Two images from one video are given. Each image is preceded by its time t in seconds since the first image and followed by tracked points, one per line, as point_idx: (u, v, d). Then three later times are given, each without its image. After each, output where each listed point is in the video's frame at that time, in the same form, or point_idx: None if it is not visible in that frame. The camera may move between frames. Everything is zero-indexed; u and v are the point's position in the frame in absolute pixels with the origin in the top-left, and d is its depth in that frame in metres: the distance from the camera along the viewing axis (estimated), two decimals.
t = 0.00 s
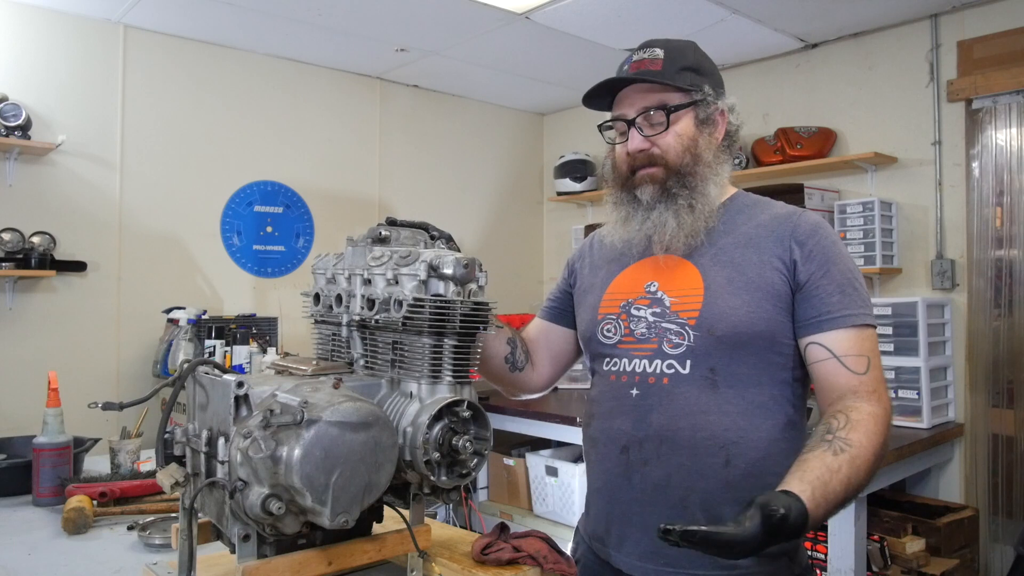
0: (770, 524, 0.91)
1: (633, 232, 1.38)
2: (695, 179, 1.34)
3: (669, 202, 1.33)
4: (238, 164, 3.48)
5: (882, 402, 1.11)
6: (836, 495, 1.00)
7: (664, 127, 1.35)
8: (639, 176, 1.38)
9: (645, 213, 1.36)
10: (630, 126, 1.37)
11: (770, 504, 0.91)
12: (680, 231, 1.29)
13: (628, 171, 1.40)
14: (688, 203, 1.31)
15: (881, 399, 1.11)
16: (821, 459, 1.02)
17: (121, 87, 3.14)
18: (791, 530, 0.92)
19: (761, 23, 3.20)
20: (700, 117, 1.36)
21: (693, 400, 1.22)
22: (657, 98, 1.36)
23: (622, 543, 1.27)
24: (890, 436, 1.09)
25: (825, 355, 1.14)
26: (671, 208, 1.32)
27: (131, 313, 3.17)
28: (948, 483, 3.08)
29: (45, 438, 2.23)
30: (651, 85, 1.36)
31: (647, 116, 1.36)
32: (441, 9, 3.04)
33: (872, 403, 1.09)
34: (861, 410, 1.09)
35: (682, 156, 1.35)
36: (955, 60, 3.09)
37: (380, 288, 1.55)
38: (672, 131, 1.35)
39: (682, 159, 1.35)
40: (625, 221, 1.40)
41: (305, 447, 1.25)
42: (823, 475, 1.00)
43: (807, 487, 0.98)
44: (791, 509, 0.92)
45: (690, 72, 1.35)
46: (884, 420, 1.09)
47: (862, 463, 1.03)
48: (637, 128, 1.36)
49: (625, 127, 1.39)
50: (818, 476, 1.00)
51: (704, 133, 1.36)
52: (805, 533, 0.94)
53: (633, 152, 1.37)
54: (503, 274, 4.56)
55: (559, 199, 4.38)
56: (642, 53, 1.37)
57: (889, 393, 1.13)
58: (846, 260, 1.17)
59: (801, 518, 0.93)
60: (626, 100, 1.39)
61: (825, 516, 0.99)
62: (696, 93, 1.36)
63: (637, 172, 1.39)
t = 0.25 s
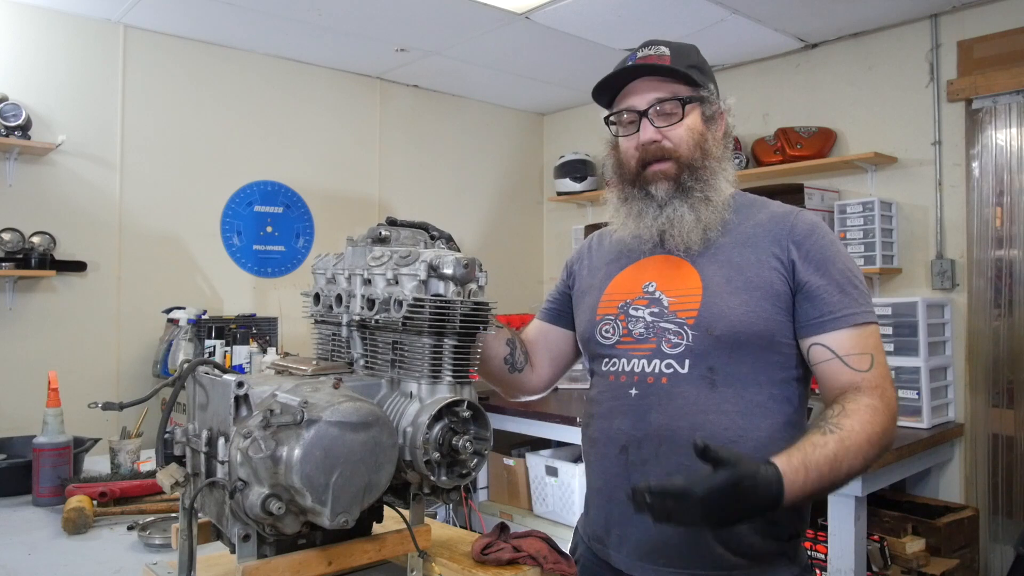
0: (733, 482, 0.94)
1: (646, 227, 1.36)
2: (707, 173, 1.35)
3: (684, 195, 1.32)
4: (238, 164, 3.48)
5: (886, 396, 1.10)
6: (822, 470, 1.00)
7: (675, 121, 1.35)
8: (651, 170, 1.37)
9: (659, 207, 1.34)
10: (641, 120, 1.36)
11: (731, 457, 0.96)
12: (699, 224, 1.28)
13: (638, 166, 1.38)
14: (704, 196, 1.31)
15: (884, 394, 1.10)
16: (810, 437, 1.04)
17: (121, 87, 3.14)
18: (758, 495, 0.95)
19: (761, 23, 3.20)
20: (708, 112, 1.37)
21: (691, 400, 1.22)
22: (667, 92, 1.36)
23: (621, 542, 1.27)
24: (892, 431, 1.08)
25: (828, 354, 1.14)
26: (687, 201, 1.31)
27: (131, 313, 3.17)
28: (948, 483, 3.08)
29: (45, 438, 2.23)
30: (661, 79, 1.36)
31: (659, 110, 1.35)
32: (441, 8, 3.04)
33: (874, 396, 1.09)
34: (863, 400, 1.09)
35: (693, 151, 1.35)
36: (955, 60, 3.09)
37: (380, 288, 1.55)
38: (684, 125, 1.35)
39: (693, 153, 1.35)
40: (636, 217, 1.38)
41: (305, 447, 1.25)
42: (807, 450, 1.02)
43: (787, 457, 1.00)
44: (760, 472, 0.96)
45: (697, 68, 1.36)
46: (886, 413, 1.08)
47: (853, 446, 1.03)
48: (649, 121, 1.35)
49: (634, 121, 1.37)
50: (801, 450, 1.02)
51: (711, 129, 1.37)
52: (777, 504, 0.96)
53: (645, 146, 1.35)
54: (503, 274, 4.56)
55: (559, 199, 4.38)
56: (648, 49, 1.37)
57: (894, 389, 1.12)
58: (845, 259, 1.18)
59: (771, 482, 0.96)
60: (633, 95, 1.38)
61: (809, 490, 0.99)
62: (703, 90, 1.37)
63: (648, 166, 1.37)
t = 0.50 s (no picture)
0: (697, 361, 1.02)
1: (641, 225, 1.36)
2: (705, 173, 1.35)
3: (681, 195, 1.32)
4: (238, 164, 3.48)
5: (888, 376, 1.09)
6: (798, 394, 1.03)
7: (675, 121, 1.35)
8: (648, 169, 1.37)
9: (655, 205, 1.34)
10: (641, 118, 1.36)
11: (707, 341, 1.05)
12: (693, 224, 1.29)
13: (636, 164, 1.39)
14: (700, 196, 1.31)
15: (887, 378, 1.09)
16: (806, 371, 1.06)
17: (121, 87, 3.14)
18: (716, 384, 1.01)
19: (761, 23, 3.20)
20: (708, 113, 1.37)
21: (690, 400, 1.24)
22: (668, 92, 1.36)
23: (619, 542, 1.28)
24: (888, 417, 1.07)
25: (828, 348, 1.13)
26: (683, 201, 1.31)
27: (131, 313, 3.17)
28: (948, 483, 3.08)
29: (45, 438, 2.23)
30: (664, 78, 1.35)
31: (659, 109, 1.35)
32: (441, 8, 3.04)
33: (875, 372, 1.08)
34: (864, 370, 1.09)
35: (692, 151, 1.35)
36: (955, 60, 3.09)
37: (380, 288, 1.55)
38: (683, 125, 1.35)
39: (691, 154, 1.35)
40: (632, 215, 1.38)
41: (305, 447, 1.25)
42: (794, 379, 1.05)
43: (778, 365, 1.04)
44: (733, 365, 1.02)
45: (700, 69, 1.36)
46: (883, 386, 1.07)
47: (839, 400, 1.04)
48: (649, 120, 1.35)
49: (634, 120, 1.38)
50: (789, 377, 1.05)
51: (711, 130, 1.37)
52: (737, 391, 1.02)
53: (644, 144, 1.36)
54: (503, 274, 4.56)
55: (559, 199, 4.38)
56: (652, 47, 1.36)
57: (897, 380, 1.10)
58: (845, 258, 1.18)
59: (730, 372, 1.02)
60: (634, 93, 1.38)
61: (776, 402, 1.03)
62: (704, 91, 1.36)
63: (645, 165, 1.38)
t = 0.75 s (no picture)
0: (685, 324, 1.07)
1: (635, 228, 1.38)
2: (697, 176, 1.35)
3: (673, 198, 1.33)
4: (238, 164, 3.48)
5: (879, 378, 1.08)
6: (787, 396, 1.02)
7: (667, 124, 1.35)
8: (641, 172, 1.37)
9: (647, 209, 1.36)
10: (634, 122, 1.37)
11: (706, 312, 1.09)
12: (685, 227, 1.30)
13: (630, 167, 1.39)
14: (692, 199, 1.31)
15: (879, 378, 1.08)
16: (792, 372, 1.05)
17: (121, 87, 3.15)
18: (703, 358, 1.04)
19: (761, 23, 3.20)
20: (701, 116, 1.37)
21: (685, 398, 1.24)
22: (660, 95, 1.36)
23: (618, 541, 1.28)
24: (878, 414, 1.06)
25: (819, 347, 1.13)
26: (675, 204, 1.32)
27: (131, 313, 3.17)
28: (948, 484, 3.08)
29: (45, 438, 2.23)
30: (657, 81, 1.36)
31: (651, 113, 1.35)
32: (441, 8, 3.04)
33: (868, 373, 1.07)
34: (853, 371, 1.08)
35: (684, 154, 1.36)
36: (955, 60, 3.09)
37: (380, 288, 1.55)
38: (676, 129, 1.35)
39: (683, 157, 1.36)
40: (626, 217, 1.39)
41: (305, 447, 1.25)
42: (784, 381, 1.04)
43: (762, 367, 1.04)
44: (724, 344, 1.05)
45: (692, 71, 1.36)
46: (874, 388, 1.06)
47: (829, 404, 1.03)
48: (642, 124, 1.36)
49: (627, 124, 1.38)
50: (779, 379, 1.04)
51: (704, 132, 1.37)
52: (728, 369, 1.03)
53: (636, 148, 1.36)
54: (503, 274, 4.56)
55: (559, 199, 4.38)
56: (644, 50, 1.36)
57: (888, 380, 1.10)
58: (839, 256, 1.18)
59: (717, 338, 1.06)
60: (627, 97, 1.39)
61: (767, 405, 1.01)
62: (697, 94, 1.36)
63: (638, 168, 1.38)
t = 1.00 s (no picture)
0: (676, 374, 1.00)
1: (625, 230, 1.38)
2: (685, 178, 1.35)
3: (660, 201, 1.33)
4: (238, 164, 3.48)
5: (869, 386, 1.09)
6: (775, 416, 1.04)
7: (654, 127, 1.35)
8: (631, 175, 1.38)
9: (636, 212, 1.36)
10: (621, 127, 1.37)
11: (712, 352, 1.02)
12: (672, 229, 1.30)
13: (620, 171, 1.40)
14: (678, 201, 1.31)
15: (868, 383, 1.09)
16: (781, 386, 1.06)
17: (121, 87, 3.14)
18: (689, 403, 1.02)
19: (761, 23, 3.20)
20: (689, 117, 1.36)
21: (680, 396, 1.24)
22: (648, 99, 1.36)
23: (614, 540, 1.28)
24: (870, 419, 1.08)
25: (813, 347, 1.13)
26: (662, 206, 1.32)
27: (131, 313, 3.17)
28: (948, 484, 3.09)
29: (45, 438, 2.23)
30: (644, 84, 1.36)
31: (638, 118, 1.36)
32: (441, 8, 3.04)
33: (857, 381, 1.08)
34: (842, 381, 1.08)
35: (672, 156, 1.35)
36: (955, 60, 3.09)
37: (380, 288, 1.55)
38: (663, 131, 1.35)
39: (672, 159, 1.35)
40: (617, 220, 1.41)
41: (305, 447, 1.25)
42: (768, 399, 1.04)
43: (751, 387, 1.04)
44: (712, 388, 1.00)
45: (680, 73, 1.36)
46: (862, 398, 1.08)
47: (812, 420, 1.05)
48: (629, 128, 1.36)
49: (616, 128, 1.39)
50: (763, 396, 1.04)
51: (692, 133, 1.37)
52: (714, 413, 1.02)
53: (624, 153, 1.37)
54: (503, 274, 4.56)
55: (559, 199, 4.38)
56: (632, 54, 1.37)
57: (880, 380, 1.11)
58: (834, 253, 1.18)
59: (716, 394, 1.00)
60: (616, 102, 1.40)
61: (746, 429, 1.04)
62: (684, 95, 1.36)
63: (627, 172, 1.39)
